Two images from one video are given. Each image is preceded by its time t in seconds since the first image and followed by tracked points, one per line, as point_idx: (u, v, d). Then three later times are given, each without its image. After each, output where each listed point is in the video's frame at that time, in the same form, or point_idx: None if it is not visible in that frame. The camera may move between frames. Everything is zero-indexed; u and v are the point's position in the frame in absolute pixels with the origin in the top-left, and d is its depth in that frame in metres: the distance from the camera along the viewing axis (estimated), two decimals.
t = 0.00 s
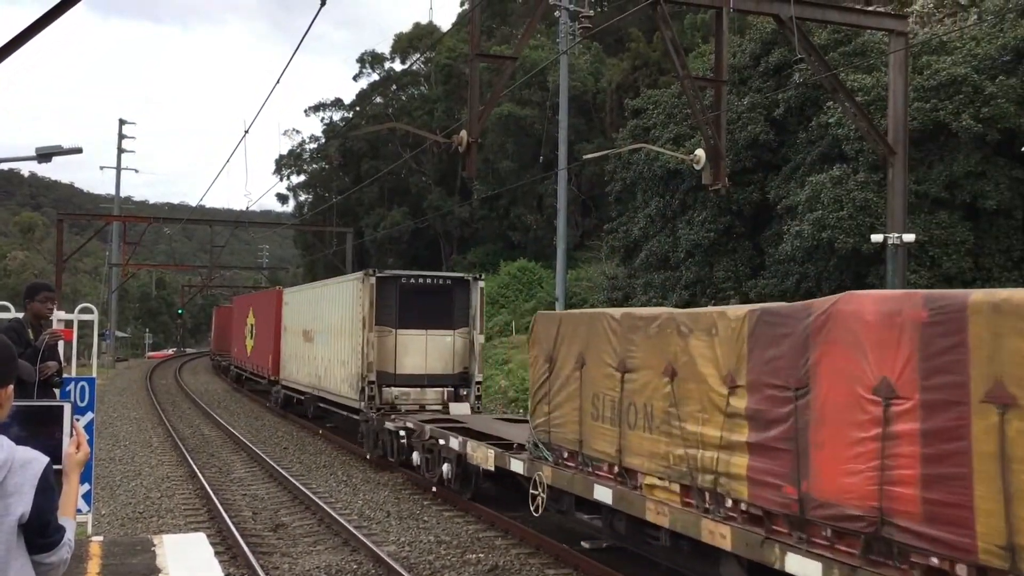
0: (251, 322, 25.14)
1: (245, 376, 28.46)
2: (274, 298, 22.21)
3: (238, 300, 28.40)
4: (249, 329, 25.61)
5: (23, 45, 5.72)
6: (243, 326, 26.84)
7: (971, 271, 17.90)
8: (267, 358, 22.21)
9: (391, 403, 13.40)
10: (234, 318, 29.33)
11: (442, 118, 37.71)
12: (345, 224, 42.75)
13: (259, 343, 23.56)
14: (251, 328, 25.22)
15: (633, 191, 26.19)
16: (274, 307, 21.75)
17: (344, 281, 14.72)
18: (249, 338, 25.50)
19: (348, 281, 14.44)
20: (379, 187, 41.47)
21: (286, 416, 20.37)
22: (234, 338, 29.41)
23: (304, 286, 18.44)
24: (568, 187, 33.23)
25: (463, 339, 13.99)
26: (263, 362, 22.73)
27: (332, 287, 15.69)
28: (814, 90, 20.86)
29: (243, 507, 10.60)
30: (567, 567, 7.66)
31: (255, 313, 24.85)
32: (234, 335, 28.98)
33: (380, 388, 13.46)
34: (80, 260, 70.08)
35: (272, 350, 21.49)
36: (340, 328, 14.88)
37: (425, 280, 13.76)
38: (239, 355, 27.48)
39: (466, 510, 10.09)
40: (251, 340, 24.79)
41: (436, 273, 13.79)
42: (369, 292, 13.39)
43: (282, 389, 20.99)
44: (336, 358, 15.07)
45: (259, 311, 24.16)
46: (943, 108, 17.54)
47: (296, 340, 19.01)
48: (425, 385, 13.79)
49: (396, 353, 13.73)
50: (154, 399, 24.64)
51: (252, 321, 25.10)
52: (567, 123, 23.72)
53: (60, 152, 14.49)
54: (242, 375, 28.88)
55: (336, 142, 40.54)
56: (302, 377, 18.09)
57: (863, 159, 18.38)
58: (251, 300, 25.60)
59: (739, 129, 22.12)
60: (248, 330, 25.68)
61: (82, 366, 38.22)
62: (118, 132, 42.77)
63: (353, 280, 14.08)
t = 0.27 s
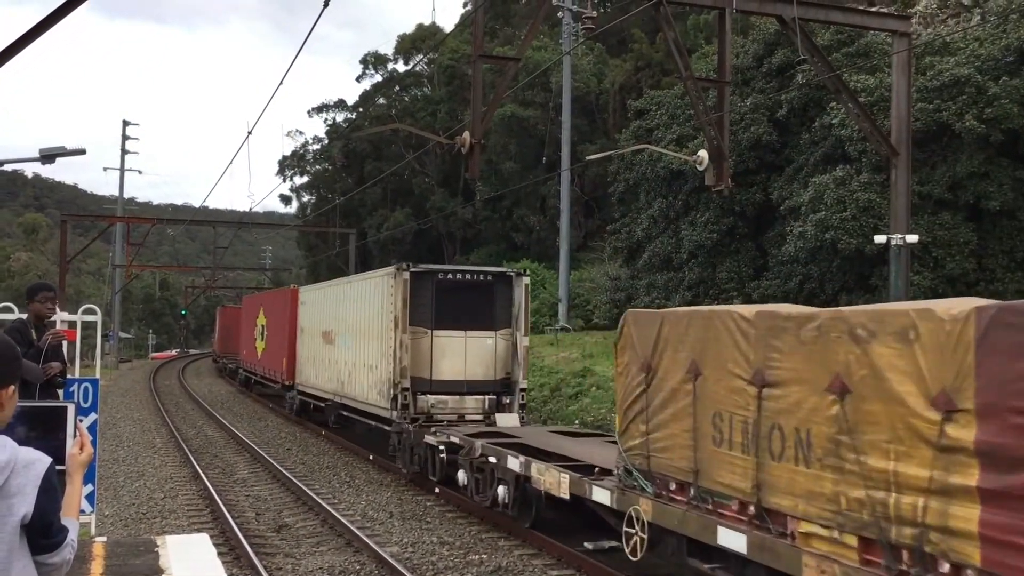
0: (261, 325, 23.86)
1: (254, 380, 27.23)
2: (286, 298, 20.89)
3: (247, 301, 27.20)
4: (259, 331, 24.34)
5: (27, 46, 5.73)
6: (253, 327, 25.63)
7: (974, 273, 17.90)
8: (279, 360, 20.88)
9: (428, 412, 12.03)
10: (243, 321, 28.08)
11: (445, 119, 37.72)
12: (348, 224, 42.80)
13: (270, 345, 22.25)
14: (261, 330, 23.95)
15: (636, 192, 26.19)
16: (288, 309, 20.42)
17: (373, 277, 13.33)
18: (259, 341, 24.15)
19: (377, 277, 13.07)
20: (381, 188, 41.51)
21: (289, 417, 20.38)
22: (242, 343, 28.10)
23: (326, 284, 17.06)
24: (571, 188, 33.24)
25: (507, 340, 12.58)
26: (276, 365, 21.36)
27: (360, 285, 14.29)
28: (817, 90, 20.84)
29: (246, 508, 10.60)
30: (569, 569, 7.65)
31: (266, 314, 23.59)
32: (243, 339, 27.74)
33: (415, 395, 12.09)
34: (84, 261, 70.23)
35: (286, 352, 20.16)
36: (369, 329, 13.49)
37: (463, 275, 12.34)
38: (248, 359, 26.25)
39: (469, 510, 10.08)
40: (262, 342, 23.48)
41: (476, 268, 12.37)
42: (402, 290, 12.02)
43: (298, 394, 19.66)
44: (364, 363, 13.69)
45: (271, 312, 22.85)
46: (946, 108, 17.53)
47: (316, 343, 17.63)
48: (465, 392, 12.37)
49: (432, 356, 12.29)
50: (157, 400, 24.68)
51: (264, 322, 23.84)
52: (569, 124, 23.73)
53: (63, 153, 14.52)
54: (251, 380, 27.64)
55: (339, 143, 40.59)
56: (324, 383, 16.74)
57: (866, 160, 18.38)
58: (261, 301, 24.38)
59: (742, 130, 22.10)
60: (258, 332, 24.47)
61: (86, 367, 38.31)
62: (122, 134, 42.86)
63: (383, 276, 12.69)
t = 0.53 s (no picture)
0: (277, 328, 22.47)
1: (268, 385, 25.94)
2: (307, 298, 19.44)
3: (260, 302, 25.86)
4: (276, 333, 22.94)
5: (34, 49, 5.76)
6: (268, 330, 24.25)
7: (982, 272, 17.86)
8: (300, 364, 19.45)
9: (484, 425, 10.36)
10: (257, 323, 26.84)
11: (451, 120, 37.74)
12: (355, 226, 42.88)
13: (289, 349, 20.82)
14: (278, 331, 22.55)
15: (642, 193, 26.18)
16: (311, 310, 18.96)
17: (416, 272, 11.72)
18: (275, 343, 22.75)
19: (421, 272, 11.47)
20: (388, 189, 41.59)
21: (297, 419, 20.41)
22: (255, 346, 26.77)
23: (355, 283, 15.50)
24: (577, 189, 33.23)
25: (570, 343, 11.04)
26: (297, 370, 19.89)
27: (398, 281, 12.68)
28: (823, 90, 20.78)
29: (254, 509, 10.64)
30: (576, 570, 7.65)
31: (284, 315, 22.16)
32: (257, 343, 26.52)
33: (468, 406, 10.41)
34: (91, 263, 70.55)
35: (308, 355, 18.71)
36: (411, 331, 11.88)
37: (522, 269, 10.81)
38: (264, 364, 24.93)
39: (477, 511, 10.09)
40: (280, 344, 22.07)
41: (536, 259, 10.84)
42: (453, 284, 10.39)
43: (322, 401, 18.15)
44: (406, 370, 12.05)
45: (289, 313, 21.44)
46: (953, 107, 17.47)
47: (344, 347, 16.07)
48: (525, 403, 10.74)
49: (487, 362, 10.65)
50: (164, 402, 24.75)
51: (281, 323, 22.44)
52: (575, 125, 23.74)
53: (71, 155, 14.58)
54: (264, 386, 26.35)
55: (345, 145, 40.66)
56: (354, 390, 15.16)
57: (873, 159, 18.35)
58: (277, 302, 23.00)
59: (748, 130, 22.05)
60: (275, 334, 23.09)
61: (94, 369, 38.47)
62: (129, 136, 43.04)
63: (429, 271, 11.07)
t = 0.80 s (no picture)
0: (297, 329, 21.01)
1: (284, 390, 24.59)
2: (330, 296, 17.88)
3: (277, 301, 24.41)
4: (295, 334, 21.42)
5: (44, 51, 5.79)
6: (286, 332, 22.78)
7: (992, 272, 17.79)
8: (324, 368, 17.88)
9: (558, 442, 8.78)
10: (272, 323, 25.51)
11: (459, 121, 37.80)
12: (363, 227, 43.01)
13: (310, 351, 19.26)
14: (298, 332, 21.03)
15: (650, 193, 26.17)
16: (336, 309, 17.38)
17: (468, 264, 10.09)
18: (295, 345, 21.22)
19: (475, 262, 9.84)
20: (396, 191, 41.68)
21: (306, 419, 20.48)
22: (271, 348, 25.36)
23: (388, 281, 13.89)
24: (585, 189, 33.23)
25: (654, 345, 9.52)
26: (319, 375, 18.32)
27: (444, 275, 11.04)
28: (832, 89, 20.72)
29: (264, 510, 10.67)
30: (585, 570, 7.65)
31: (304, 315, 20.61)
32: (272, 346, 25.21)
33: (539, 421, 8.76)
34: (101, 264, 71.02)
35: (334, 359, 17.15)
36: (463, 333, 10.23)
37: (598, 258, 9.27)
38: (281, 367, 23.55)
39: (485, 512, 10.09)
40: (300, 346, 20.57)
41: (614, 248, 9.32)
42: (520, 277, 8.77)
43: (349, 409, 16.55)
44: (456, 378, 10.38)
45: (309, 312, 19.91)
46: (962, 107, 17.41)
47: (375, 351, 14.46)
48: (604, 417, 9.17)
49: (560, 368, 9.06)
50: (175, 403, 24.87)
51: (300, 323, 20.91)
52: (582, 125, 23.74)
53: (80, 157, 14.67)
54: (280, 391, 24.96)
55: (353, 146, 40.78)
56: (389, 399, 13.51)
57: (882, 159, 18.29)
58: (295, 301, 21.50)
59: (756, 129, 22.02)
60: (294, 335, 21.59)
61: (104, 370, 38.70)
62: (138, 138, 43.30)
63: (486, 262, 9.44)
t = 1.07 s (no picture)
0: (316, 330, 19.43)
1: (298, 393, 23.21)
2: (355, 293, 16.16)
3: (294, 299, 22.81)
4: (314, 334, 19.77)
5: (52, 52, 5.82)
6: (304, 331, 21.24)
7: (1000, 272, 17.69)
8: (348, 372, 16.17)
9: (659, 467, 6.91)
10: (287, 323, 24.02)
11: (466, 121, 37.83)
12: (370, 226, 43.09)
13: (332, 354, 17.57)
14: (317, 332, 19.35)
15: (657, 192, 26.15)
16: (360, 307, 15.67)
17: (541, 250, 8.18)
18: (314, 347, 19.55)
19: (550, 247, 7.94)
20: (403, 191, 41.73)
21: (314, 419, 20.54)
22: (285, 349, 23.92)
23: (429, 274, 11.97)
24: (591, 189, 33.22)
25: (771, 349, 7.53)
26: (343, 379, 16.60)
27: (506, 264, 9.14)
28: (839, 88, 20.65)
29: (271, 509, 10.70)
30: (592, 570, 7.65)
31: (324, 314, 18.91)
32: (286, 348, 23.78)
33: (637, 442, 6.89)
34: (110, 264, 71.34)
35: (359, 361, 15.44)
36: (534, 332, 8.32)
37: (706, 243, 7.35)
38: (296, 370, 22.07)
39: (493, 512, 10.09)
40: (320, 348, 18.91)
41: (726, 228, 7.36)
42: (616, 266, 6.85)
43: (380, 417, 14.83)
44: (524, 388, 8.50)
45: (330, 310, 18.23)
46: (970, 106, 17.35)
47: (413, 353, 12.59)
48: (714, 437, 7.23)
49: (659, 376, 7.13)
50: (183, 402, 24.96)
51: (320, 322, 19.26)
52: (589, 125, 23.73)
53: (88, 158, 14.73)
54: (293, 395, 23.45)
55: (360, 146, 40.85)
56: (431, 409, 11.62)
57: (890, 158, 18.22)
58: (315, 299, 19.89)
59: (764, 128, 21.99)
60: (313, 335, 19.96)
61: (113, 370, 38.88)
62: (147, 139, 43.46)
63: (568, 247, 7.54)
